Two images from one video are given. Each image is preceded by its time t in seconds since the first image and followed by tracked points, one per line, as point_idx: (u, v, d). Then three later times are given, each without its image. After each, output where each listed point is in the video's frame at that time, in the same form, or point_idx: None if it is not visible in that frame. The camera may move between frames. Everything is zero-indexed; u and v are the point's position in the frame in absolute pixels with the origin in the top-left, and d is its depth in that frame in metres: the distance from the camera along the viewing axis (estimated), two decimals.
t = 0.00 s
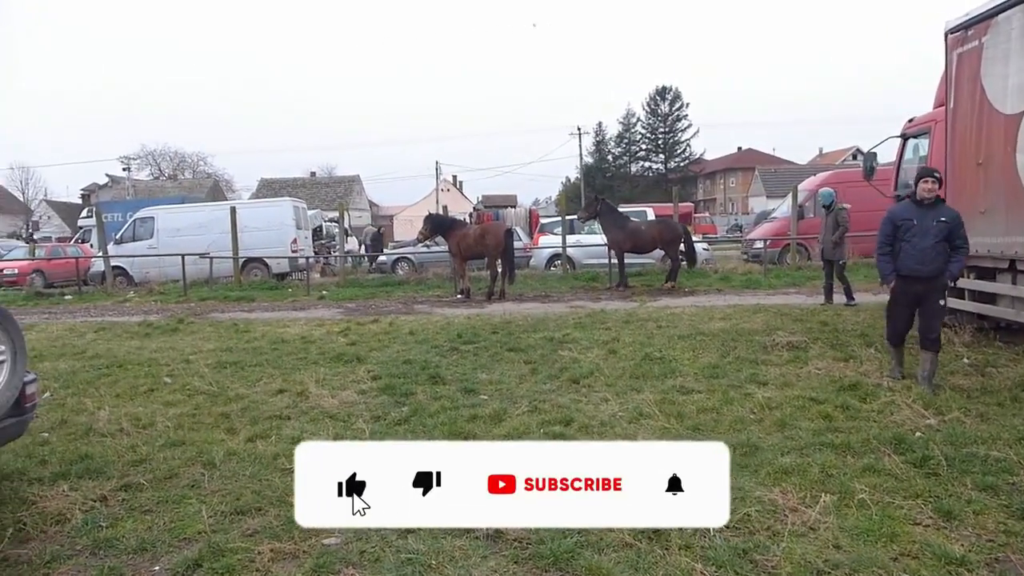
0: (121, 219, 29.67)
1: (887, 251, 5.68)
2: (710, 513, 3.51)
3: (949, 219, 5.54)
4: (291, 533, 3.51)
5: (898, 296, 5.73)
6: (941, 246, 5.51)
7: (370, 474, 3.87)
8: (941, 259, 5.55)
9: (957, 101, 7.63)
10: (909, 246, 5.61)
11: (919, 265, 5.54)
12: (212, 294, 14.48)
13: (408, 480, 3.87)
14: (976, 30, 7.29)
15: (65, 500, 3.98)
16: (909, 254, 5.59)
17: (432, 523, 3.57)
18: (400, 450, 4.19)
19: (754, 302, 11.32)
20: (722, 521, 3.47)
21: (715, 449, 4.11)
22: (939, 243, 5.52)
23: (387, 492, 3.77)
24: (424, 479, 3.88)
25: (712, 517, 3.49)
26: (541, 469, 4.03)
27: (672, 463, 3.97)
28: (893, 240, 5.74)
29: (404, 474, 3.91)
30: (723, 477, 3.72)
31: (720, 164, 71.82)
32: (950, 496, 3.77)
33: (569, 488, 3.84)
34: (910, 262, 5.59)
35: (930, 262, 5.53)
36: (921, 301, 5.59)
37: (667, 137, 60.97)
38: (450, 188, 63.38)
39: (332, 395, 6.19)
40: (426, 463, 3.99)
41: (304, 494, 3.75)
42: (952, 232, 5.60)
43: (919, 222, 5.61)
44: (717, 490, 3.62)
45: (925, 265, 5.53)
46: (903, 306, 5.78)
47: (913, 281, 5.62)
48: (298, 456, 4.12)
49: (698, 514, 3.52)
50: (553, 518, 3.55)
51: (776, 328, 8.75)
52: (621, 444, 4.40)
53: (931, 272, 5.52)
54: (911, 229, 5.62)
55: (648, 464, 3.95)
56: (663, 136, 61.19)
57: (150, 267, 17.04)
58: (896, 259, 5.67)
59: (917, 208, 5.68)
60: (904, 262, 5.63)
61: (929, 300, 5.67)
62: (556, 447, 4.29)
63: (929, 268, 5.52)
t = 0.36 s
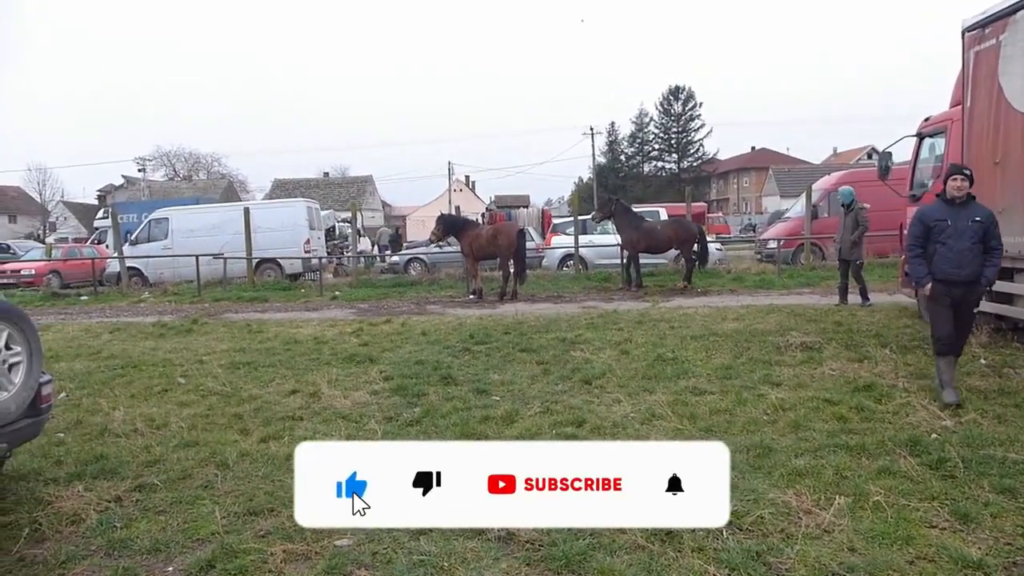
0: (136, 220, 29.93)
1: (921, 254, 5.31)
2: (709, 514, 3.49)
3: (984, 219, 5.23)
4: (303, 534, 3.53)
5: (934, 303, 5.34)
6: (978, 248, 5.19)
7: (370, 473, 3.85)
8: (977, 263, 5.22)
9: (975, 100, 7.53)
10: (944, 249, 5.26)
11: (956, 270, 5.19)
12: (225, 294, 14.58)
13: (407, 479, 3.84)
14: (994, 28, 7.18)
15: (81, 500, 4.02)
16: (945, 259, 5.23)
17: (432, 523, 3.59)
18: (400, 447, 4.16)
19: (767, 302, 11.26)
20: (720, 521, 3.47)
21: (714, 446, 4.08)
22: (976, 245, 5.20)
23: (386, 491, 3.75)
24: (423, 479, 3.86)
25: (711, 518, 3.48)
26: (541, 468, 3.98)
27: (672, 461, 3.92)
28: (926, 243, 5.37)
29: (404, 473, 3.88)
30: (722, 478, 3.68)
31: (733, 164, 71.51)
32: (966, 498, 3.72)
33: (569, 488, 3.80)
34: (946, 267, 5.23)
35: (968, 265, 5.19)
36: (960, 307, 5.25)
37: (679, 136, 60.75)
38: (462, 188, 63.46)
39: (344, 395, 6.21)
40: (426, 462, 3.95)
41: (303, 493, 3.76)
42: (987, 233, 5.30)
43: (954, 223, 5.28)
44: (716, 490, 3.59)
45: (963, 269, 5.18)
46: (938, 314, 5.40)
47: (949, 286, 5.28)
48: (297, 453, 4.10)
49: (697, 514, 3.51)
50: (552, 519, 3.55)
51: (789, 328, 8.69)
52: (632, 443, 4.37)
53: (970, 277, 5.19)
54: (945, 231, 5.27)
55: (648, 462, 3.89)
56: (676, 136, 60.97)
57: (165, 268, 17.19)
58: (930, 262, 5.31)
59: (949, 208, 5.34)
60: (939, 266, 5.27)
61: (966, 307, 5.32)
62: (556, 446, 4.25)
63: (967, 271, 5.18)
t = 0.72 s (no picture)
0: (135, 218, 29.87)
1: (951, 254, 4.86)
2: (710, 513, 3.42)
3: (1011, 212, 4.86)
4: (300, 534, 3.46)
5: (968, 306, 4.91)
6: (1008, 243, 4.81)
7: (369, 473, 3.76)
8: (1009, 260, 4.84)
9: (979, 95, 7.45)
10: (974, 248, 4.83)
11: (991, 268, 4.77)
12: (224, 292, 14.51)
13: (407, 479, 3.76)
14: (998, 21, 7.12)
15: (73, 500, 3.95)
16: (977, 258, 4.80)
17: (430, 523, 3.52)
18: (399, 447, 4.07)
19: (769, 299, 11.20)
20: (721, 521, 3.39)
21: (714, 447, 4.02)
22: (1006, 241, 4.81)
23: (385, 491, 3.67)
24: (423, 479, 3.78)
25: (712, 518, 3.40)
26: (542, 468, 3.91)
27: (672, 461, 3.85)
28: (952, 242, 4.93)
29: (403, 473, 3.79)
30: (723, 477, 3.62)
31: (734, 162, 71.45)
32: (975, 496, 3.65)
33: (569, 488, 3.74)
34: (979, 266, 4.81)
35: (1001, 264, 4.79)
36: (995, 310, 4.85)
37: (679, 134, 60.71)
38: (462, 187, 63.42)
39: (343, 393, 6.14)
40: (426, 462, 3.86)
41: (303, 493, 3.68)
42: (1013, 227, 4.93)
43: (981, 218, 4.87)
44: (716, 490, 3.52)
45: (997, 268, 4.78)
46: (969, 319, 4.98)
47: (981, 287, 4.86)
48: (297, 454, 4.02)
49: (697, 514, 3.43)
50: (552, 519, 3.48)
51: (792, 325, 8.63)
52: (634, 442, 4.30)
53: (1005, 276, 4.78)
54: (974, 227, 4.86)
55: (648, 463, 3.83)
56: (676, 134, 60.93)
57: (164, 266, 17.13)
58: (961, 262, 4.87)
59: (971, 203, 4.93)
60: (969, 266, 4.85)
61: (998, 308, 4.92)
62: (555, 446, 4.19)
63: (1001, 270, 4.78)
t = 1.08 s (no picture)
0: (131, 217, 29.65)
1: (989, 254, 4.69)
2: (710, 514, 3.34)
3: None
4: (285, 547, 3.30)
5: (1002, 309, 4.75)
6: None
7: (370, 473, 3.71)
8: None
9: (987, 89, 7.27)
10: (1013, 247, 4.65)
11: None
12: (220, 292, 14.34)
13: (407, 479, 3.68)
14: (1007, 13, 6.93)
15: (50, 509, 3.78)
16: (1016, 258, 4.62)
17: (431, 523, 3.44)
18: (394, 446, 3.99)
19: (771, 298, 11.03)
20: (723, 520, 3.33)
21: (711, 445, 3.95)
22: None
23: (385, 492, 3.60)
24: (423, 479, 3.71)
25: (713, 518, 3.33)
26: (543, 467, 3.82)
27: (671, 460, 3.79)
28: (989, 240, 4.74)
29: (403, 473, 3.73)
30: (722, 477, 3.55)
31: (733, 160, 71.31)
32: (992, 506, 3.48)
33: (569, 488, 3.63)
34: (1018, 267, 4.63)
35: None
36: None
37: (679, 133, 60.55)
38: (461, 185, 63.22)
39: (335, 396, 5.96)
40: (426, 463, 3.80)
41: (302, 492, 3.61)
42: None
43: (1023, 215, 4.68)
44: (717, 488, 3.47)
45: None
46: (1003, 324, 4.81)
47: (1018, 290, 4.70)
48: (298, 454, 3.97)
49: (697, 513, 3.36)
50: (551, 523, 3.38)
51: (795, 325, 8.46)
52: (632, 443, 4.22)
53: None
54: (1014, 225, 4.67)
55: (647, 462, 3.75)
56: (676, 132, 60.77)
57: (160, 265, 16.95)
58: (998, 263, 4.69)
59: (1013, 198, 4.73)
60: (1007, 267, 4.67)
61: None
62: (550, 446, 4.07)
63: None
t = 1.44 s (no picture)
0: (126, 215, 29.28)
1: None
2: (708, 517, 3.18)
3: None
4: (271, 565, 3.02)
5: None
6: None
7: (370, 474, 3.45)
8: None
9: (1006, 79, 7.02)
10: None
11: None
12: (214, 290, 14.05)
13: (406, 479, 3.43)
14: None
15: (19, 523, 3.50)
16: None
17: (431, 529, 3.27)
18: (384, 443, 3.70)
19: (779, 296, 10.76)
20: (722, 521, 3.16)
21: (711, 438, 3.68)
22: None
23: (387, 494, 3.36)
24: (423, 479, 3.45)
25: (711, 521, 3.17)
26: (544, 466, 3.54)
27: (668, 454, 3.54)
28: None
29: (403, 473, 3.46)
30: (722, 477, 3.34)
31: (733, 158, 71.04)
32: None
33: (569, 488, 3.37)
34: None
35: None
36: None
37: (679, 130, 60.27)
38: (460, 183, 62.89)
39: (329, 398, 5.69)
40: (426, 461, 3.52)
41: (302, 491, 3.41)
42: None
43: None
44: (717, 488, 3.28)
45: None
46: None
47: None
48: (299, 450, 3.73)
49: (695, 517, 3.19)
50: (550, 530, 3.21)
51: (806, 323, 8.18)
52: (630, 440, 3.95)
53: None
54: None
55: (647, 456, 3.49)
56: (676, 130, 60.48)
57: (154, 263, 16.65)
58: None
59: None
60: None
61: None
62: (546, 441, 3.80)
63: None
